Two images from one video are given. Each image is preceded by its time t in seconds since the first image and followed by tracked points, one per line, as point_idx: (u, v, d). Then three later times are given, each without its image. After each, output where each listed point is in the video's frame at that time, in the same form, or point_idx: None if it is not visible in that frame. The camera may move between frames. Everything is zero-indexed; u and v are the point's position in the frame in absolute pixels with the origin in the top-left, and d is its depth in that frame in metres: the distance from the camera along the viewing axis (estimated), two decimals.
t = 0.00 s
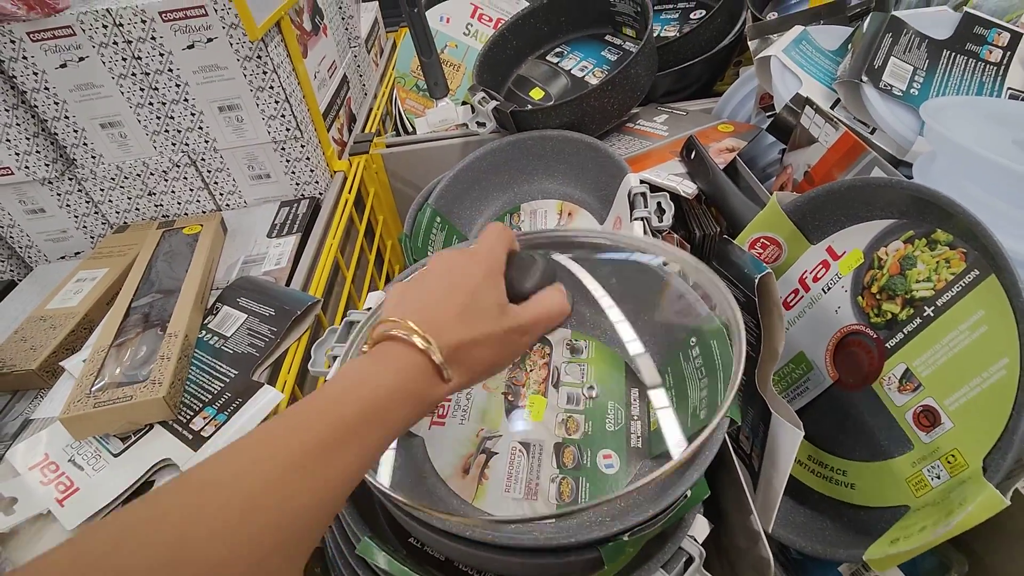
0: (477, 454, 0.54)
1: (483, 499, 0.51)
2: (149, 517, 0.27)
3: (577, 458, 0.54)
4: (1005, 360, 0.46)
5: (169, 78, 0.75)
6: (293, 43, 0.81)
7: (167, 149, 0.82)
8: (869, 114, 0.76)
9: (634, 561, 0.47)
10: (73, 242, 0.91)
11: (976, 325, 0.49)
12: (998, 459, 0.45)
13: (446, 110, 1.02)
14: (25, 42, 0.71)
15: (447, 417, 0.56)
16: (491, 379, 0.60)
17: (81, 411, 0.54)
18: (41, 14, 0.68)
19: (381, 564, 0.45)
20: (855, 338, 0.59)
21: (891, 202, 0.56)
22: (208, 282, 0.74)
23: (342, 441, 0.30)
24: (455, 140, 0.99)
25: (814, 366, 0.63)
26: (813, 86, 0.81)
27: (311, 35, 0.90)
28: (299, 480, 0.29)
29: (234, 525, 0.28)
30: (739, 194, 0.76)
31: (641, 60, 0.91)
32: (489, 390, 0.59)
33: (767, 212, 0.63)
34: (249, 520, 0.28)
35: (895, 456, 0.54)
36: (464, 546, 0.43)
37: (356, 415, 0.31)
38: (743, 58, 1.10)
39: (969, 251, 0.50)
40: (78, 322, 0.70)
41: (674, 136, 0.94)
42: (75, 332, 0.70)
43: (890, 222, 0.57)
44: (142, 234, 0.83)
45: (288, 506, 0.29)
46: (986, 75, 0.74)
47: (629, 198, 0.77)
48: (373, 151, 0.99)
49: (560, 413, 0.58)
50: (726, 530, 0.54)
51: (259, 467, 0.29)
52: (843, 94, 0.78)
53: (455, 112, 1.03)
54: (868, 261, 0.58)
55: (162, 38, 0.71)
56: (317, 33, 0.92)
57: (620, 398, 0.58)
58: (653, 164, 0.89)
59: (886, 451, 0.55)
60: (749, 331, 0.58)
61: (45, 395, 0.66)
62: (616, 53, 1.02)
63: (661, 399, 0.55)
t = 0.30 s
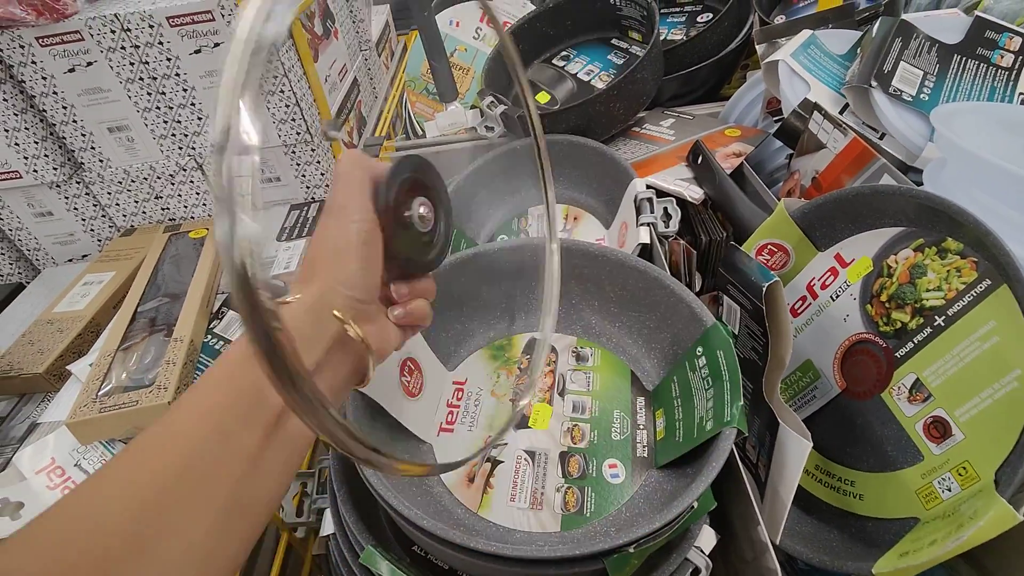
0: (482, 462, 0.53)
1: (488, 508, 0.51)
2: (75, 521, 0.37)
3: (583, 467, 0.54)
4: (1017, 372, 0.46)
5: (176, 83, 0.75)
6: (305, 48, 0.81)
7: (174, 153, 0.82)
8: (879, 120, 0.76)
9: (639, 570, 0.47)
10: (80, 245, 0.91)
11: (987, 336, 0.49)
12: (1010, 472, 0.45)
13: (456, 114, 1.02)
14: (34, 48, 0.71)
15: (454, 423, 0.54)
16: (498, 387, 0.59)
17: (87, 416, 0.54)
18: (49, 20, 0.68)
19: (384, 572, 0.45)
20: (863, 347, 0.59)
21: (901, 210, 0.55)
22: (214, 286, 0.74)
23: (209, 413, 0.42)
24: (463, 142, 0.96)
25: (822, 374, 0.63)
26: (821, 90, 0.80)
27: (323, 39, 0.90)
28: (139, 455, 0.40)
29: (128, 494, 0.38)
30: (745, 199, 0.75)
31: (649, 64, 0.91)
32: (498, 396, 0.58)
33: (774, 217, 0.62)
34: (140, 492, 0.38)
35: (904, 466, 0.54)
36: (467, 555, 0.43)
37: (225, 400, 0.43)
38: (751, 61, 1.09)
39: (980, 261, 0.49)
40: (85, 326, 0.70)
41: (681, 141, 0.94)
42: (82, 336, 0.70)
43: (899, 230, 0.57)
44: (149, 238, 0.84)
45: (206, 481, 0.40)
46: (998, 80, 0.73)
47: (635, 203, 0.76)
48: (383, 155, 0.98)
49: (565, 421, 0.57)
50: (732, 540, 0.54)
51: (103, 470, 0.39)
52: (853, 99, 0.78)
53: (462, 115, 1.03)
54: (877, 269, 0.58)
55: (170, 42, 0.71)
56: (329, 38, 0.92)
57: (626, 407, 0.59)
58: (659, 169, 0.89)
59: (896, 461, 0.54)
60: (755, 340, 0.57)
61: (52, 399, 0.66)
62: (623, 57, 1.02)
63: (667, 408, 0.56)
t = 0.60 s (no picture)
0: (484, 461, 0.53)
1: (489, 508, 0.50)
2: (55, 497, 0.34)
3: (586, 466, 0.53)
4: None
5: (174, 76, 0.75)
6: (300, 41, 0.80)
7: (172, 147, 0.82)
8: (887, 114, 0.75)
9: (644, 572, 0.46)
10: (78, 239, 0.90)
11: (999, 335, 0.48)
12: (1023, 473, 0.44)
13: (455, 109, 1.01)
14: (30, 39, 0.69)
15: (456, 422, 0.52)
16: (498, 385, 0.59)
17: (82, 413, 0.54)
18: (45, 11, 0.67)
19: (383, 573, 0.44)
20: (872, 346, 0.58)
21: (912, 206, 0.54)
22: (212, 280, 0.73)
23: (209, 397, 0.42)
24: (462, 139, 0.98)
25: (829, 373, 0.62)
26: (829, 85, 0.78)
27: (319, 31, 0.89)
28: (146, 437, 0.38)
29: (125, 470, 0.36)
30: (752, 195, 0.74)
31: (652, 58, 0.90)
32: (497, 395, 0.58)
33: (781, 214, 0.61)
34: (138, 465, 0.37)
35: (913, 467, 0.53)
36: (468, 557, 0.43)
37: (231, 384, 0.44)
38: (756, 56, 1.08)
39: (992, 258, 0.48)
40: (82, 321, 0.69)
41: (686, 136, 0.92)
42: (79, 332, 0.69)
43: (909, 227, 0.55)
44: (147, 232, 0.83)
45: (190, 477, 0.38)
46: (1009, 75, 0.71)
47: (638, 199, 0.75)
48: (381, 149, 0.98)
49: (568, 419, 0.56)
50: (738, 541, 0.53)
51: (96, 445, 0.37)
52: (861, 94, 0.76)
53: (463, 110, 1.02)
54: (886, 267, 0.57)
55: (167, 35, 0.72)
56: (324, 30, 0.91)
57: (630, 405, 0.58)
58: (664, 165, 0.87)
59: (905, 462, 0.54)
60: (762, 339, 0.56)
61: (49, 395, 0.66)
62: (627, 51, 1.01)
63: (672, 407, 0.55)
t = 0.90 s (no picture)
0: (478, 453, 0.52)
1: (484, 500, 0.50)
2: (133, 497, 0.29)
3: (581, 459, 0.53)
4: None
5: (163, 65, 0.73)
6: (293, 31, 0.79)
7: (162, 137, 0.80)
8: (883, 107, 0.74)
9: (641, 563, 0.45)
10: (67, 231, 0.89)
11: (996, 326, 0.48)
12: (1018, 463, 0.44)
13: (449, 100, 1.01)
14: (15, 26, 0.69)
15: (447, 415, 0.55)
16: (492, 376, 0.59)
17: (70, 407, 0.52)
18: None
19: (377, 568, 0.44)
20: (867, 338, 0.58)
21: (909, 197, 0.54)
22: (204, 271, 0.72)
23: (311, 444, 0.32)
24: (456, 131, 0.96)
25: (824, 365, 0.61)
26: (825, 77, 0.78)
27: (310, 21, 0.88)
28: (228, 496, 0.30)
29: (203, 546, 0.29)
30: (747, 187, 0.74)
31: (648, 49, 0.89)
32: (491, 386, 0.58)
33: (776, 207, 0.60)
34: (224, 534, 0.30)
35: (908, 458, 0.53)
36: (463, 550, 0.42)
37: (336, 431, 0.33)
38: (751, 49, 1.08)
39: (990, 249, 0.48)
40: (71, 314, 0.68)
41: (681, 128, 0.92)
42: (68, 324, 0.68)
43: (906, 219, 0.55)
44: (137, 224, 0.81)
45: (259, 514, 0.31)
46: (1004, 67, 0.71)
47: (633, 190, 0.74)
48: (373, 141, 0.98)
49: (563, 411, 0.56)
50: (734, 534, 0.53)
51: (164, 481, 0.29)
52: (856, 85, 0.76)
53: (458, 102, 1.01)
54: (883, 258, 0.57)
55: (155, 23, 0.69)
56: (316, 20, 0.90)
57: (625, 396, 0.57)
58: (660, 157, 0.87)
59: (900, 453, 0.54)
60: (758, 330, 0.56)
61: (37, 388, 0.64)
62: (622, 43, 1.00)
63: (668, 398, 0.54)
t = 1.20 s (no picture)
0: (465, 453, 0.52)
1: (472, 501, 0.50)
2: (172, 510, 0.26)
3: (569, 457, 0.52)
4: (1011, 359, 0.45)
5: (143, 57, 0.71)
6: (276, 24, 0.78)
7: (143, 131, 0.79)
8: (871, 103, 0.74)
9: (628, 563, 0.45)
10: (47, 228, 0.87)
11: (981, 323, 0.48)
12: (1003, 460, 0.44)
13: (436, 95, 1.00)
14: None
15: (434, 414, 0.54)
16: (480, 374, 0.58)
17: (48, 408, 0.51)
18: None
19: (361, 570, 0.43)
20: (854, 335, 0.58)
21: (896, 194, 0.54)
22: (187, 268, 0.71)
23: (359, 464, 0.29)
24: (444, 126, 0.96)
25: (811, 361, 0.62)
26: (813, 72, 0.78)
27: (295, 13, 0.86)
28: (282, 509, 0.27)
29: (253, 562, 0.26)
30: (736, 183, 0.74)
31: (637, 44, 0.88)
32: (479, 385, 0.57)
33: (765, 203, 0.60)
34: (270, 554, 0.27)
35: (893, 456, 0.53)
36: (448, 553, 0.42)
37: (390, 453, 0.30)
38: (741, 44, 1.08)
39: (975, 246, 0.48)
40: (50, 312, 0.67)
41: (670, 123, 0.92)
42: (47, 323, 0.67)
43: (893, 215, 0.55)
44: (119, 220, 0.80)
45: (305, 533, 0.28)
46: (989, 63, 0.72)
47: (622, 186, 0.74)
48: (360, 136, 0.97)
49: (551, 409, 0.56)
50: (722, 531, 0.53)
51: (213, 490, 0.27)
52: (844, 81, 0.76)
53: (446, 96, 1.00)
54: (869, 255, 0.56)
55: (134, 14, 0.68)
56: (301, 12, 0.89)
57: (614, 394, 0.57)
58: (649, 152, 0.86)
59: (885, 450, 0.54)
60: (745, 327, 0.56)
61: (15, 388, 0.63)
62: (612, 37, 0.99)
63: (656, 396, 0.54)
